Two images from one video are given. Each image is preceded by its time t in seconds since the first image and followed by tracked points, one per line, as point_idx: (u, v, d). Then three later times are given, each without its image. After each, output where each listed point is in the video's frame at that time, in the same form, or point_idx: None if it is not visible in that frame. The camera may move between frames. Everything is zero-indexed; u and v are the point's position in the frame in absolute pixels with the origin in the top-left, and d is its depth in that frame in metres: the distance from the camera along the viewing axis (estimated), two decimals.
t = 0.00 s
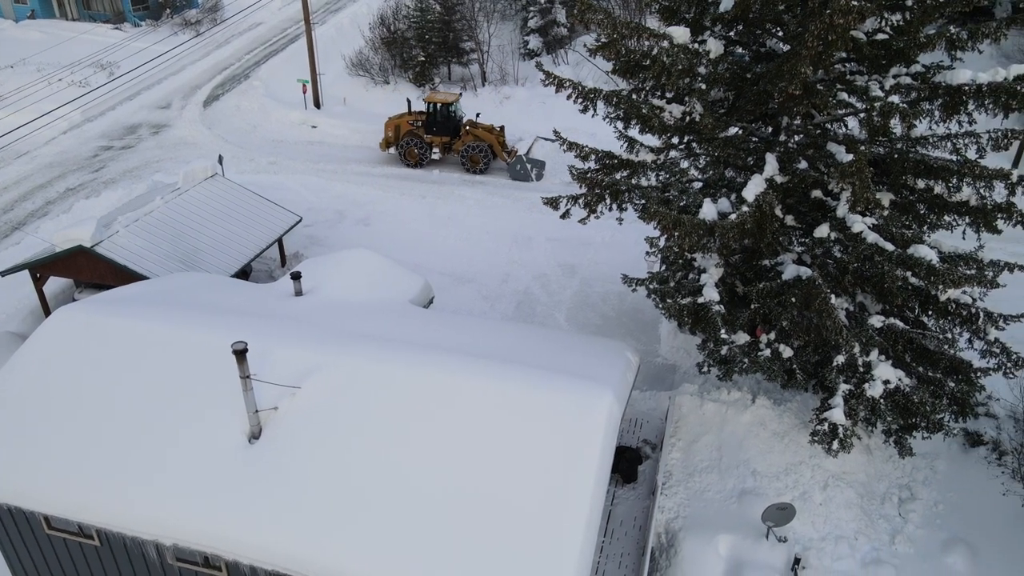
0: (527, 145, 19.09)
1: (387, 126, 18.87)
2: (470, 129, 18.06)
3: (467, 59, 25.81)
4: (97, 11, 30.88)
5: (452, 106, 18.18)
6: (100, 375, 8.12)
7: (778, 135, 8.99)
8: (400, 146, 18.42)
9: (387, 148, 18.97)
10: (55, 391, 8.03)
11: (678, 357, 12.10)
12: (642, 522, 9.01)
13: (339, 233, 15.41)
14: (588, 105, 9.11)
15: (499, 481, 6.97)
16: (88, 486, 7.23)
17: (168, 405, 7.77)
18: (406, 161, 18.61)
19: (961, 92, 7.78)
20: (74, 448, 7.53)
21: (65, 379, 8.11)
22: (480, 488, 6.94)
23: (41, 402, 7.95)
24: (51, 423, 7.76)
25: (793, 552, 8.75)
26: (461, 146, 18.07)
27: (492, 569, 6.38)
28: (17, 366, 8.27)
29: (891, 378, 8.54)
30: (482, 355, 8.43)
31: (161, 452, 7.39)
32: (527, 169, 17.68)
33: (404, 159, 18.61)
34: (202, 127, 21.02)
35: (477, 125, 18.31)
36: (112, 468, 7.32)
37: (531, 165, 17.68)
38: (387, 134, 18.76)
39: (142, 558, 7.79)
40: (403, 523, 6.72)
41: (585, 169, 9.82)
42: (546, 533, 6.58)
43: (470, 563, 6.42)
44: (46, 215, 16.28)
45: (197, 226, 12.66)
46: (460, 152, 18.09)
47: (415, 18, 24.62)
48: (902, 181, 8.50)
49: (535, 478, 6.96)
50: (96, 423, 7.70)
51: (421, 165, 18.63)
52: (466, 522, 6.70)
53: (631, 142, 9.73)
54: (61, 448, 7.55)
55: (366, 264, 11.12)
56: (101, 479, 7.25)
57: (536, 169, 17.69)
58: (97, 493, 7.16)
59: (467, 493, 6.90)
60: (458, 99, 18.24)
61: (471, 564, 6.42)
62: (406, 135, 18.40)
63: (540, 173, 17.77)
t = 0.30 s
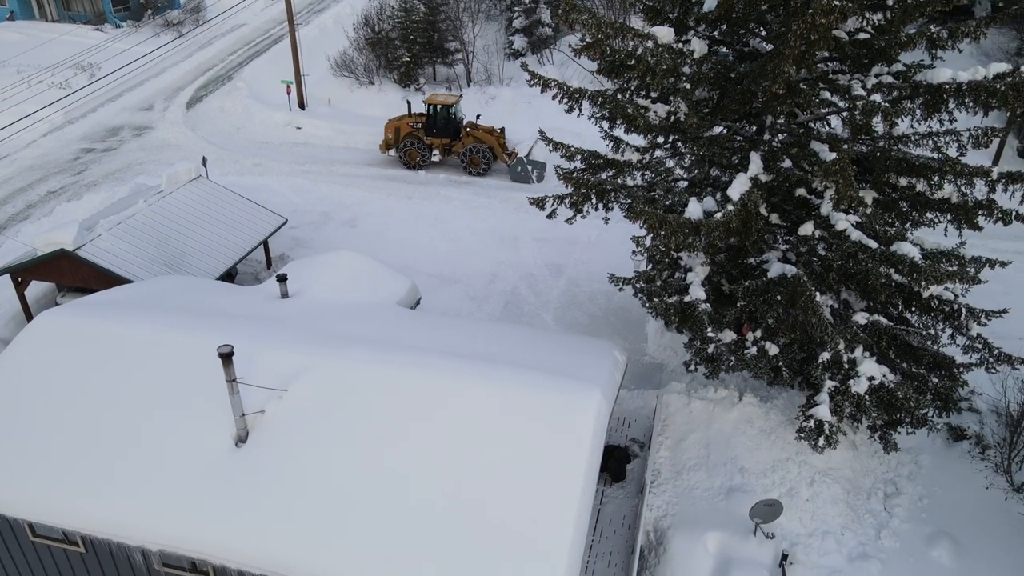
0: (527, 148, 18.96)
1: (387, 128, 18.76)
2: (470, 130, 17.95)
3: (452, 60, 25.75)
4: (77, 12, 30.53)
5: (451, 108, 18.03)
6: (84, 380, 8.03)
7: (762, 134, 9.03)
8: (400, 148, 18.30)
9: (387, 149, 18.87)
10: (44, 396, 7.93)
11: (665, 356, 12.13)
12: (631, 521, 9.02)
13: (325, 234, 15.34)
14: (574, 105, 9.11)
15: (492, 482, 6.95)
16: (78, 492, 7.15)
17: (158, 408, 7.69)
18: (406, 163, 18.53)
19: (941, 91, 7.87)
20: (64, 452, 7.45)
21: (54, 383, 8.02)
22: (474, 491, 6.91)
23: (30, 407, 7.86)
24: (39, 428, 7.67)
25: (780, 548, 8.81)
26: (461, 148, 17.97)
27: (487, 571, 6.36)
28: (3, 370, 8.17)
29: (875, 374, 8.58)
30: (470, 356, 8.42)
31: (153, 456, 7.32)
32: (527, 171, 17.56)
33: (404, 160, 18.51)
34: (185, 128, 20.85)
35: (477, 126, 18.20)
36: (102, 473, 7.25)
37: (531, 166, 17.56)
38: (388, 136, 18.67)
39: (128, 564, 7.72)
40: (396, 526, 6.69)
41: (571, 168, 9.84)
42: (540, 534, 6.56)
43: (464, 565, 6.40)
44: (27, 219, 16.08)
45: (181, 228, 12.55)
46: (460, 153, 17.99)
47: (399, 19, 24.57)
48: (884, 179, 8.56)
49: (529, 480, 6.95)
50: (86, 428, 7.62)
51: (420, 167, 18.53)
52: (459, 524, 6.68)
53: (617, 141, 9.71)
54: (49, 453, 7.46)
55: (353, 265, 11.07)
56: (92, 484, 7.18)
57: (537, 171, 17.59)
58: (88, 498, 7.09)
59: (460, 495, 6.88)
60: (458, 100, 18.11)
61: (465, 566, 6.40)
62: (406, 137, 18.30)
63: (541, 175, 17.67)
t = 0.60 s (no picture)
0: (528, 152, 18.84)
1: (387, 130, 18.68)
2: (470, 132, 17.83)
3: (438, 60, 25.73)
4: (57, 13, 30.20)
5: (452, 110, 17.90)
6: (68, 385, 7.94)
7: (747, 133, 9.09)
8: (400, 149, 18.18)
9: (387, 152, 18.74)
10: (43, 395, 7.87)
11: (652, 355, 12.18)
12: (620, 520, 9.04)
13: (311, 236, 15.27)
14: (559, 105, 9.12)
15: (484, 483, 6.94)
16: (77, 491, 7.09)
17: (158, 409, 7.63)
18: (407, 164, 18.39)
19: (921, 90, 7.96)
20: (64, 452, 7.40)
21: (52, 383, 7.96)
22: (464, 492, 6.89)
23: (28, 407, 7.79)
24: (37, 428, 7.61)
25: (768, 545, 8.87)
26: (461, 150, 17.85)
27: (479, 572, 6.34)
28: None
29: (860, 371, 8.66)
30: (458, 357, 8.41)
31: (143, 459, 7.26)
32: (529, 173, 17.46)
33: (404, 162, 18.37)
34: (168, 130, 20.67)
35: (478, 128, 18.08)
36: (101, 474, 7.19)
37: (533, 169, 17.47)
38: (388, 138, 18.58)
39: (114, 570, 7.64)
40: (387, 529, 6.67)
41: (557, 168, 9.86)
42: (532, 534, 6.56)
43: (456, 566, 6.38)
44: (7, 223, 15.88)
45: (165, 231, 12.43)
46: (461, 155, 17.86)
47: (383, 19, 24.47)
48: (867, 177, 8.61)
49: (520, 480, 6.94)
50: (85, 427, 7.56)
51: (420, 169, 18.38)
52: (451, 525, 6.66)
53: (602, 141, 9.75)
54: (49, 452, 7.41)
55: (340, 267, 11.05)
56: (91, 484, 7.12)
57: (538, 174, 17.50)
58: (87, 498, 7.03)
59: (452, 497, 6.86)
60: (458, 102, 18.01)
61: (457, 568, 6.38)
62: (406, 138, 18.18)
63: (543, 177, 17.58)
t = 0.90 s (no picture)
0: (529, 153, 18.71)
1: (387, 131, 18.59)
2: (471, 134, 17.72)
3: (422, 60, 25.69)
4: (36, 15, 29.85)
5: (453, 111, 17.76)
6: (51, 391, 7.85)
7: (730, 132, 9.15)
8: (400, 151, 18.08)
9: (387, 153, 18.64)
10: (43, 395, 7.81)
11: (639, 353, 12.22)
12: (608, 519, 9.06)
13: (296, 238, 15.19)
14: (543, 105, 9.11)
15: (480, 483, 6.92)
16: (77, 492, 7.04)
17: (159, 410, 7.57)
18: (408, 167, 18.27)
19: (902, 88, 8.04)
20: (65, 452, 7.34)
21: (40, 387, 7.88)
22: (453, 492, 6.88)
23: (14, 411, 7.70)
24: (25, 432, 7.52)
25: (755, 541, 8.93)
26: (461, 152, 17.74)
27: (468, 572, 6.32)
28: None
29: (845, 368, 8.71)
30: (446, 358, 8.40)
31: (129, 464, 7.18)
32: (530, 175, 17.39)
33: (404, 164, 18.27)
34: (151, 132, 20.48)
35: (479, 130, 17.95)
36: (102, 474, 7.13)
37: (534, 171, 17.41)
38: (388, 139, 18.46)
39: None
40: (381, 531, 6.64)
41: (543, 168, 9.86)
42: (528, 533, 6.55)
43: (453, 567, 6.35)
44: None
45: (148, 235, 12.31)
46: (461, 158, 17.76)
47: (367, 19, 24.38)
48: (850, 175, 8.70)
49: (515, 479, 6.94)
50: (86, 428, 7.50)
51: (420, 171, 18.29)
52: (447, 526, 6.64)
53: (587, 141, 9.73)
54: (50, 452, 7.35)
55: (327, 268, 11.03)
56: (92, 485, 7.06)
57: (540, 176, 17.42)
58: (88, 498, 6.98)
59: (447, 497, 6.84)
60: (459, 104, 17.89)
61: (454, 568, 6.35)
62: (406, 140, 18.05)
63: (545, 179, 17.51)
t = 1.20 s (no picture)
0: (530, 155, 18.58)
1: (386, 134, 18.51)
2: (471, 136, 17.63)
3: (405, 61, 25.63)
4: (13, 17, 29.43)
5: (452, 113, 17.74)
6: (33, 397, 7.74)
7: (714, 131, 9.20)
8: (399, 153, 17.99)
9: (386, 156, 18.54)
10: (49, 396, 7.74)
11: (625, 353, 12.26)
12: (596, 518, 9.07)
13: (280, 240, 15.09)
14: (528, 106, 9.09)
15: (472, 484, 6.91)
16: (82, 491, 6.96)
17: (164, 412, 7.49)
18: (407, 169, 18.18)
19: (883, 87, 8.11)
20: (70, 451, 7.27)
21: (21, 394, 7.78)
22: (442, 493, 6.85)
23: None
24: (5, 438, 7.40)
25: (742, 538, 8.98)
26: (462, 154, 17.65)
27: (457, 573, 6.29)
28: None
29: (829, 365, 8.73)
30: (433, 359, 8.40)
31: (113, 470, 7.09)
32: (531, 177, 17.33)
33: (404, 167, 18.17)
34: (132, 134, 20.27)
35: (479, 132, 17.86)
36: (107, 476, 7.05)
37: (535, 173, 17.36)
38: (388, 141, 18.38)
39: None
40: (373, 534, 6.58)
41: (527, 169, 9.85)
42: (521, 532, 6.54)
43: (447, 569, 6.32)
44: None
45: (130, 239, 12.19)
46: (461, 160, 17.68)
47: (350, 20, 24.26)
48: (831, 173, 8.79)
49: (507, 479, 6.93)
50: (91, 428, 7.43)
51: (421, 174, 18.20)
52: (440, 527, 6.61)
53: (572, 141, 9.77)
54: (56, 452, 7.26)
55: (311, 270, 10.95)
56: (96, 486, 6.98)
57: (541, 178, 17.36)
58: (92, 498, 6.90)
59: (439, 499, 6.82)
60: (458, 106, 17.87)
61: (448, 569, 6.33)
62: (406, 143, 17.97)
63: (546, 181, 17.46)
